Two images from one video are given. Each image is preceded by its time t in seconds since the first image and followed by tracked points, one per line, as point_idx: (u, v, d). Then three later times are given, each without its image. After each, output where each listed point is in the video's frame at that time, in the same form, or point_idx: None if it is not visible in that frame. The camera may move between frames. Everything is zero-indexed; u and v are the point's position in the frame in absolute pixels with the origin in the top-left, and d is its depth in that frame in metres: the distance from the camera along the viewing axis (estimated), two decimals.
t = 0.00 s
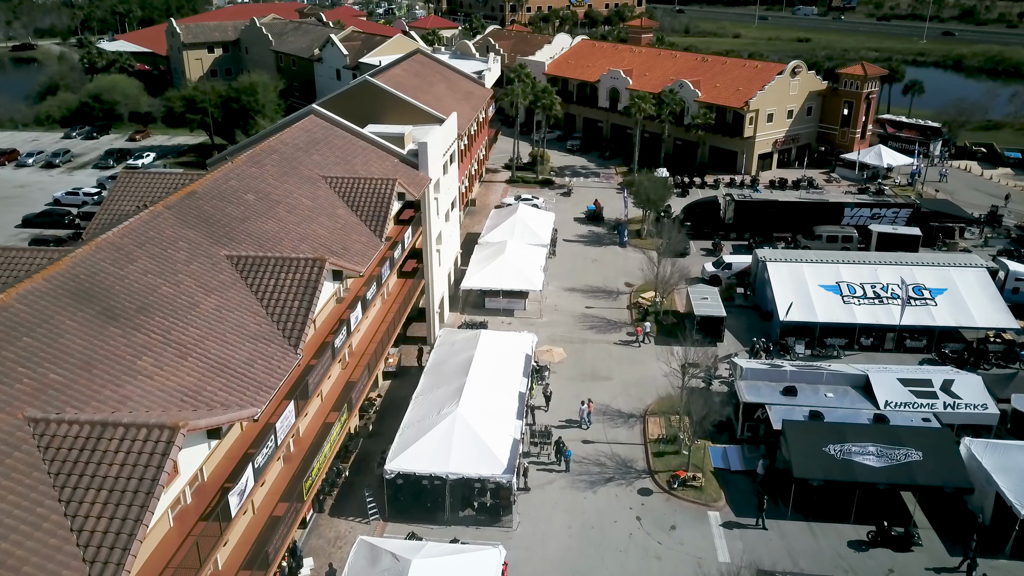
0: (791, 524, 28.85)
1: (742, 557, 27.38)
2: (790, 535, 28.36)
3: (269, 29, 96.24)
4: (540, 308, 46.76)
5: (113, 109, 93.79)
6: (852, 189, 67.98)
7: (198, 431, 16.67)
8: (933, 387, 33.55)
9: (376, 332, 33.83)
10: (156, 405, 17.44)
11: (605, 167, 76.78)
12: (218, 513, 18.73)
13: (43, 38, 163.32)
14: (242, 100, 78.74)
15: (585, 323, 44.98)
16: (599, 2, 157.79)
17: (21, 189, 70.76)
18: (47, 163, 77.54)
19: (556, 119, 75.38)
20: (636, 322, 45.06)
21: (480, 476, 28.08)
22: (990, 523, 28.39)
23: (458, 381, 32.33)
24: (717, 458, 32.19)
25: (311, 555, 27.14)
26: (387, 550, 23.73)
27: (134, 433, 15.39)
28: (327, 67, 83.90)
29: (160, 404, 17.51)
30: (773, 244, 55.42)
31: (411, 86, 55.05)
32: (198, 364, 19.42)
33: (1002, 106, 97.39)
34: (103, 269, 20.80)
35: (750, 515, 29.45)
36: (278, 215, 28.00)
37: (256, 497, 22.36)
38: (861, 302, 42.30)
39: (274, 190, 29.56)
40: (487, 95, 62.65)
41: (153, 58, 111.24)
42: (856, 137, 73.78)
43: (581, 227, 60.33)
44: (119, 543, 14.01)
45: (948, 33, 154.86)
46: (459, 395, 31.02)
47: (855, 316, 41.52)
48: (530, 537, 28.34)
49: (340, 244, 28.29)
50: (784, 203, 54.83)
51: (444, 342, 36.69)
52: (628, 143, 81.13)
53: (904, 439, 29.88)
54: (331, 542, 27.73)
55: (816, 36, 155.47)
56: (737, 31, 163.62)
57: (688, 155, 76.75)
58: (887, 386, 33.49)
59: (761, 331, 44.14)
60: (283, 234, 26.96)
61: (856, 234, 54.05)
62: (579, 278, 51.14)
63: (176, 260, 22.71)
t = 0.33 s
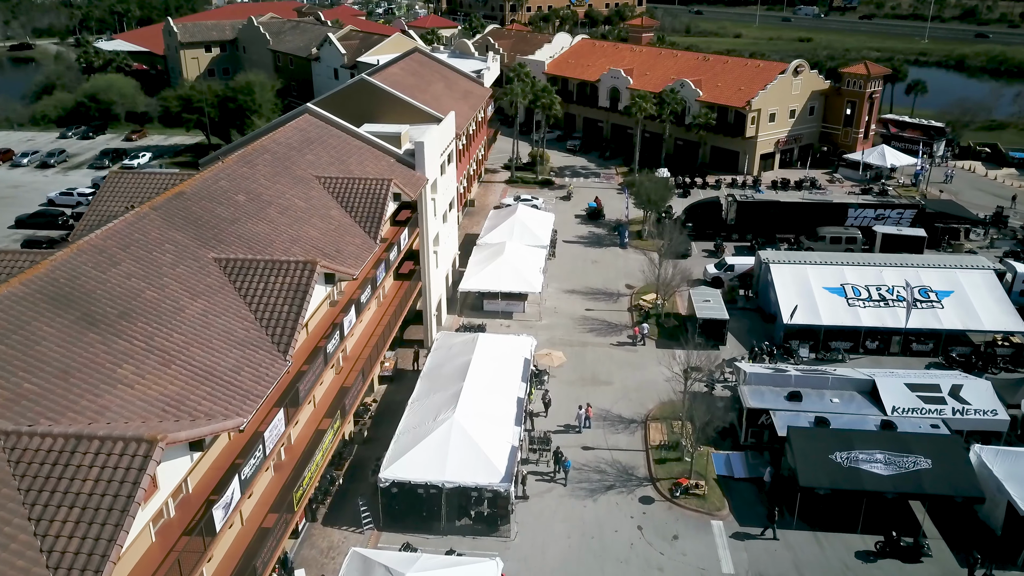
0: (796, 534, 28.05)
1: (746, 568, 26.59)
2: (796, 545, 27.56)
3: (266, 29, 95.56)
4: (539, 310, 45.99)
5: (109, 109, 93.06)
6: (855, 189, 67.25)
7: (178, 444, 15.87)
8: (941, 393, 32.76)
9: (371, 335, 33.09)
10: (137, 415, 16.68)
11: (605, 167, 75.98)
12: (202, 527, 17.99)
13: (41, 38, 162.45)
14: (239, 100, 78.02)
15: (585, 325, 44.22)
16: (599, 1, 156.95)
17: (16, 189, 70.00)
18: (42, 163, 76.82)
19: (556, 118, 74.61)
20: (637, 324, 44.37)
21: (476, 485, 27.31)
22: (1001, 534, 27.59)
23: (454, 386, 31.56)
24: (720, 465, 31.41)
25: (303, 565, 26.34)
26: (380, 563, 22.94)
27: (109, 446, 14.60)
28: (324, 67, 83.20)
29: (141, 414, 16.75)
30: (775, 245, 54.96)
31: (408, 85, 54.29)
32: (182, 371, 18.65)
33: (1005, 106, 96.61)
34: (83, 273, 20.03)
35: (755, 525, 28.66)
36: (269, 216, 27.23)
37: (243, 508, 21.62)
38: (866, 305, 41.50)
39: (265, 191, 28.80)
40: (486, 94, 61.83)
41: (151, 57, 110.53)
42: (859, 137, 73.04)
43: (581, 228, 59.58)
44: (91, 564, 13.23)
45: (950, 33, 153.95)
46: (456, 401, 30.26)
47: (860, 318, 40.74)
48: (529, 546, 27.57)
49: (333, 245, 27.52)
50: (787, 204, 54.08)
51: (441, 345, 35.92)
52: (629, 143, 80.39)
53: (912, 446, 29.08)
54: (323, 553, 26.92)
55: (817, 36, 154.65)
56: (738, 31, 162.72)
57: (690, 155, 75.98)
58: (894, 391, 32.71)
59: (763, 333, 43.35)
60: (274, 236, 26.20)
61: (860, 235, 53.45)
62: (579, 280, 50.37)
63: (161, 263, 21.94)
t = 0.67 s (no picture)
0: (804, 547, 27.15)
1: None
2: (804, 558, 26.65)
3: (263, 28, 94.80)
4: (539, 313, 45.09)
5: (105, 108, 92.12)
6: (859, 190, 66.35)
7: (154, 461, 14.94)
8: (952, 400, 31.85)
9: (365, 341, 32.21)
10: (111, 430, 15.76)
11: (606, 167, 75.08)
12: (182, 546, 17.10)
13: (39, 37, 161.32)
14: (235, 99, 77.08)
15: (586, 329, 43.30)
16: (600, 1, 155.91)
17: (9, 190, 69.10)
18: (37, 163, 75.90)
19: (556, 118, 73.71)
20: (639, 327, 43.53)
21: (473, 496, 26.40)
22: (1016, 546, 26.69)
23: (451, 393, 30.66)
24: (724, 474, 30.52)
25: None
26: None
27: (79, 465, 13.70)
28: (322, 66, 82.34)
29: (116, 428, 15.83)
30: (779, 247, 54.13)
31: (406, 83, 53.42)
32: (162, 381, 17.75)
33: (1010, 105, 95.61)
34: (60, 278, 19.14)
35: (761, 536, 27.76)
36: (258, 218, 26.34)
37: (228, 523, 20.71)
38: (873, 308, 40.59)
39: (255, 191, 27.93)
40: (485, 93, 60.93)
41: (147, 57, 109.60)
42: (863, 137, 72.10)
43: (581, 229, 58.67)
44: None
45: (952, 32, 152.83)
46: (453, 408, 29.38)
47: (867, 322, 39.84)
48: (528, 559, 26.67)
49: (325, 248, 26.63)
50: (791, 204, 53.21)
51: (438, 350, 35.04)
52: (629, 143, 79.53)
53: (923, 455, 28.17)
54: (314, 566, 26.00)
55: (819, 36, 153.60)
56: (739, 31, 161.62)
57: (691, 155, 75.08)
58: (903, 398, 31.81)
59: (767, 337, 42.45)
60: (263, 238, 25.32)
61: (865, 236, 52.58)
62: (579, 282, 49.49)
63: (144, 267, 21.04)
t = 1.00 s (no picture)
0: (811, 559, 26.33)
1: None
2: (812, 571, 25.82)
3: (260, 27, 94.14)
4: (538, 316, 44.26)
5: (101, 108, 91.28)
6: (862, 190, 65.54)
7: (129, 479, 14.07)
8: (962, 406, 31.03)
9: (360, 346, 31.42)
10: (86, 444, 14.91)
11: (606, 167, 74.28)
12: (163, 565, 16.26)
13: (37, 37, 160.09)
14: (232, 98, 76.20)
15: (586, 333, 42.48)
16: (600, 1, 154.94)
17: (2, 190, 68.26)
18: (31, 163, 75.04)
19: (556, 118, 72.92)
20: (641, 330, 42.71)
21: (470, 507, 25.57)
22: None
23: (448, 399, 29.85)
24: (729, 483, 29.73)
25: None
26: None
27: (48, 484, 12.86)
28: (320, 65, 81.68)
29: (91, 443, 14.99)
30: (782, 248, 53.37)
31: (403, 82, 52.60)
32: (142, 392, 16.92)
33: (1013, 105, 94.74)
34: (37, 283, 18.31)
35: (767, 548, 26.94)
36: (247, 219, 25.52)
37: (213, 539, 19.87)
38: (879, 311, 39.79)
39: (245, 192, 27.12)
40: (483, 92, 60.11)
41: (144, 56, 108.78)
42: (866, 137, 71.31)
43: (581, 230, 57.83)
44: None
45: (954, 32, 151.79)
46: (450, 415, 28.56)
47: (873, 325, 39.04)
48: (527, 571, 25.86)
49: (317, 251, 25.82)
50: (794, 205, 52.41)
51: (435, 354, 34.23)
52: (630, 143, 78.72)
53: (934, 464, 27.34)
54: None
55: (819, 36, 152.59)
56: (740, 31, 160.53)
57: (693, 155, 74.28)
58: (912, 404, 31.02)
59: (771, 341, 41.63)
60: (253, 241, 24.49)
61: (870, 237, 51.78)
62: (579, 285, 48.66)
63: (126, 271, 20.23)
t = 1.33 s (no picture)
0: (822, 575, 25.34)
1: None
2: None
3: (257, 25, 93.23)
4: (538, 320, 43.27)
5: (96, 107, 90.25)
6: (866, 191, 64.55)
7: (97, 505, 13.09)
8: (975, 415, 30.07)
9: (353, 352, 30.46)
10: (54, 466, 13.95)
11: (607, 168, 73.33)
12: None
13: (34, 36, 158.66)
14: (227, 97, 75.14)
15: (587, 337, 41.49)
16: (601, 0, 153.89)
17: None
18: (24, 163, 74.06)
19: (555, 117, 71.97)
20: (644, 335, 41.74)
21: (467, 521, 24.61)
22: None
23: (444, 408, 28.86)
24: (734, 494, 28.77)
25: None
26: None
27: (7, 511, 11.90)
28: (317, 64, 80.77)
29: (59, 464, 14.02)
30: (787, 251, 52.43)
31: (401, 81, 51.65)
32: (118, 407, 15.97)
33: (1018, 105, 93.68)
34: (9, 291, 17.35)
35: (775, 563, 25.97)
36: (236, 222, 24.57)
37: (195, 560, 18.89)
38: (887, 315, 38.83)
39: (234, 194, 26.18)
40: (482, 91, 59.19)
41: (140, 55, 107.77)
42: (870, 137, 70.40)
43: (582, 232, 56.83)
44: None
45: (956, 33, 150.61)
46: (446, 425, 27.60)
47: (881, 330, 38.08)
48: None
49: (308, 255, 24.85)
50: (799, 206, 51.46)
51: (432, 360, 33.27)
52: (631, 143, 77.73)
53: (949, 476, 26.36)
54: None
55: (820, 35, 151.54)
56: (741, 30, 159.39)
57: (694, 156, 73.31)
58: (924, 412, 30.05)
59: (776, 345, 40.66)
60: (241, 245, 23.53)
61: (876, 239, 50.82)
62: (580, 287, 47.71)
63: (105, 277, 19.25)
